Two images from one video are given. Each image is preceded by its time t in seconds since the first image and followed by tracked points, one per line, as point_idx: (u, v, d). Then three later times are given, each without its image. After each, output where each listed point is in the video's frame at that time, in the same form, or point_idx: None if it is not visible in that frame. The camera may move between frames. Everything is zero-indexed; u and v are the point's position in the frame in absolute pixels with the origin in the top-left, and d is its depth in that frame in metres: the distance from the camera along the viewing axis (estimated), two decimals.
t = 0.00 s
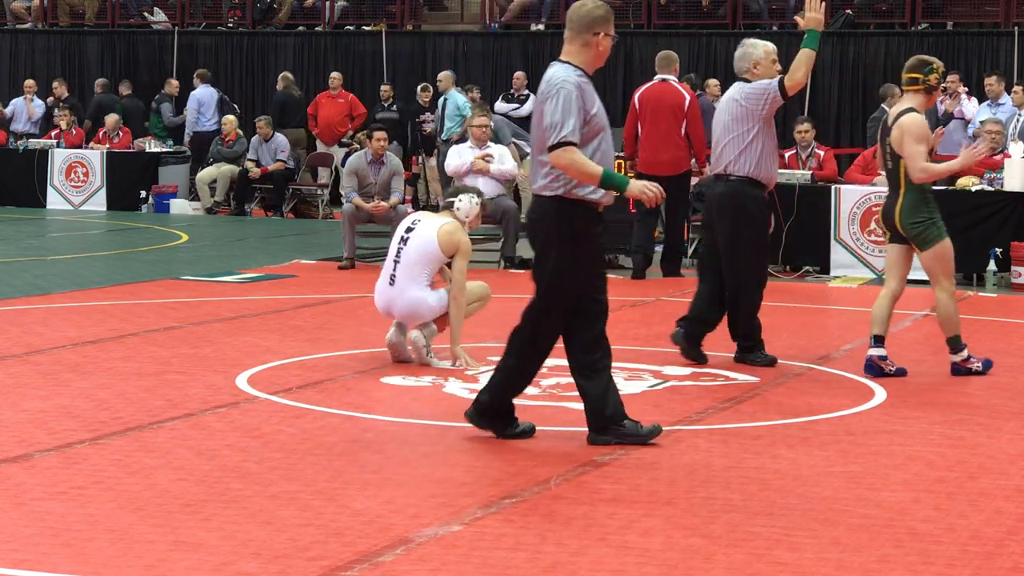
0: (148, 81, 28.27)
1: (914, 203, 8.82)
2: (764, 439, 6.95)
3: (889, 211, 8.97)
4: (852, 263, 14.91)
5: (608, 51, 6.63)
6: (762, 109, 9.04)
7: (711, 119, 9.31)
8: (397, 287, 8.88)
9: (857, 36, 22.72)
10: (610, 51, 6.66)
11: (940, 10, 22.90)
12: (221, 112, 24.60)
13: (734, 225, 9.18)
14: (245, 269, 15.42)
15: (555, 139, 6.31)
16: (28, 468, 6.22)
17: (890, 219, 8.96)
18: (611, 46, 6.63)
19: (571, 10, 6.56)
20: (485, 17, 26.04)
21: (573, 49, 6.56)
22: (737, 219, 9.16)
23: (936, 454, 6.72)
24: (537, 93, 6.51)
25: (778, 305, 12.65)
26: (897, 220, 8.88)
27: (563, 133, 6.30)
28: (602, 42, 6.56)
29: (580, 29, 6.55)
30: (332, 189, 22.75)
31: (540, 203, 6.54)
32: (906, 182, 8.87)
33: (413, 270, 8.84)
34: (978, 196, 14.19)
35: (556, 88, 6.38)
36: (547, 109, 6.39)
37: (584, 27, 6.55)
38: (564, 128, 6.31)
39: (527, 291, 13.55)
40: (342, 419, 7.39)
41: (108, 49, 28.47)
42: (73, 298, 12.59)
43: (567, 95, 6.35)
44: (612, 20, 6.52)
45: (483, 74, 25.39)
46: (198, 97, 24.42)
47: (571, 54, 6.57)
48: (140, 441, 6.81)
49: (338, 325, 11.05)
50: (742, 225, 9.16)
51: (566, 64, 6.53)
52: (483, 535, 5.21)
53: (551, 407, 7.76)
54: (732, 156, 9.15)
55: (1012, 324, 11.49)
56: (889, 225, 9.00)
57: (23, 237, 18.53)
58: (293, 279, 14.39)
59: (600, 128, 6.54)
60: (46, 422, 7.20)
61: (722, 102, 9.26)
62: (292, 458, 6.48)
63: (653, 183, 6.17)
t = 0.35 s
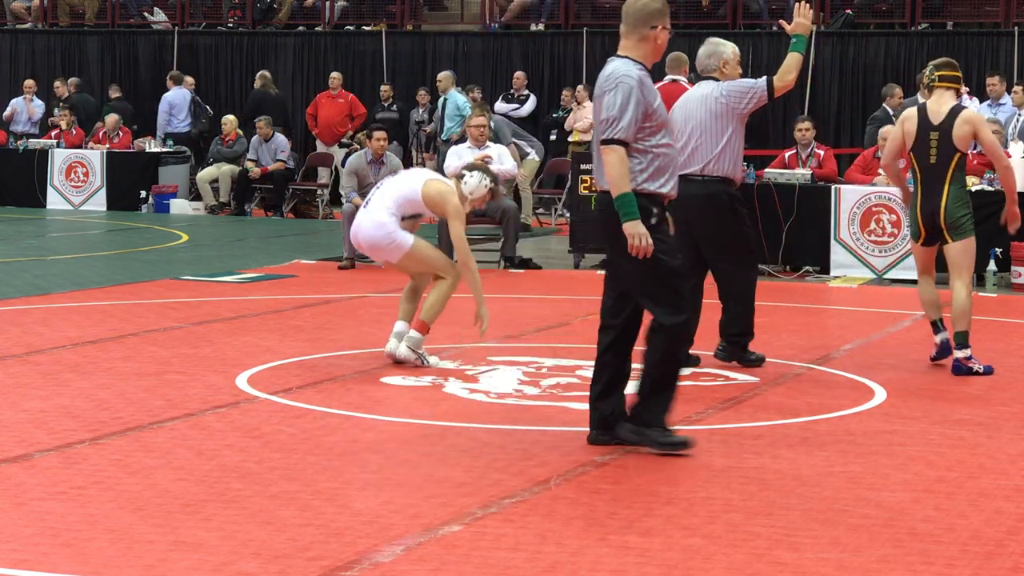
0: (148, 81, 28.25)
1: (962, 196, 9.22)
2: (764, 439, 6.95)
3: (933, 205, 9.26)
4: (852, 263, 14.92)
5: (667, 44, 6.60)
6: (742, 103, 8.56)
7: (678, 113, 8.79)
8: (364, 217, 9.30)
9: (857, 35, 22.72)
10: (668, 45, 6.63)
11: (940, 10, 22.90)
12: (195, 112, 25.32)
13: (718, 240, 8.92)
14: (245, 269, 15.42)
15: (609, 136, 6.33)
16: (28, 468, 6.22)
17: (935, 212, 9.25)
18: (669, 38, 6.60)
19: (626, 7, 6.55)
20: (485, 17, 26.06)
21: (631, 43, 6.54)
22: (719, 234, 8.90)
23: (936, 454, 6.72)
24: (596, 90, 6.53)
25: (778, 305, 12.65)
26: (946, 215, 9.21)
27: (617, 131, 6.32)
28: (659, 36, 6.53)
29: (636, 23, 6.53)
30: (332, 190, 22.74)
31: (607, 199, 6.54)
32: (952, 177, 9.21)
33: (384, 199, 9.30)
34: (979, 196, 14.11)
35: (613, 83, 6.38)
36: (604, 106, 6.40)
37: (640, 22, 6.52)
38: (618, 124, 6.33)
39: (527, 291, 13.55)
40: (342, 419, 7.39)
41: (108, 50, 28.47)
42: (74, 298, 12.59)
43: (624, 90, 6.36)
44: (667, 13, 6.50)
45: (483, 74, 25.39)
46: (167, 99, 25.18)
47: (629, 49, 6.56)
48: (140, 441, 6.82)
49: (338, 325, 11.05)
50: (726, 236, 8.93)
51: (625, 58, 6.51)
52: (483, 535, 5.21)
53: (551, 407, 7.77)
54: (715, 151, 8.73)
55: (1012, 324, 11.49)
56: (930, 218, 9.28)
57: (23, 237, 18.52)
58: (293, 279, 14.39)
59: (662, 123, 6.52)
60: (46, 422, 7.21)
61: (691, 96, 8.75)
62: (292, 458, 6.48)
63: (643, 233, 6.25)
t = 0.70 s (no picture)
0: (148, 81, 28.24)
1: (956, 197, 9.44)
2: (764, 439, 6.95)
3: (938, 203, 9.33)
4: (852, 263, 14.93)
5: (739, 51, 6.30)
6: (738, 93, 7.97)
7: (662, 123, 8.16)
8: (358, 174, 9.33)
9: (857, 36, 22.69)
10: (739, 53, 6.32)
11: (940, 11, 22.92)
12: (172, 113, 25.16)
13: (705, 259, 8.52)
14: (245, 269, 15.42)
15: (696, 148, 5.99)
16: (28, 468, 6.22)
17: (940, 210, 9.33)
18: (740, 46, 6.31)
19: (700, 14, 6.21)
20: (485, 17, 26.07)
21: (706, 50, 6.21)
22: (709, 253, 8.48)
23: (936, 454, 6.72)
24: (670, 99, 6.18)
25: (778, 305, 12.65)
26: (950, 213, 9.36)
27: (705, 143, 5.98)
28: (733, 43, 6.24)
29: (712, 31, 6.20)
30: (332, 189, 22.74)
31: (686, 210, 6.22)
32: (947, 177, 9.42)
33: (376, 153, 9.32)
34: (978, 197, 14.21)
35: (695, 92, 6.03)
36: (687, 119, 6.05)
37: (715, 29, 6.20)
38: (703, 135, 5.98)
39: (526, 291, 13.55)
40: (342, 418, 7.39)
41: (108, 50, 28.47)
42: (74, 298, 12.59)
43: (708, 102, 6.01)
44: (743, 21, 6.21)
45: (483, 73, 25.38)
46: (147, 98, 24.91)
47: (702, 58, 6.23)
48: (140, 441, 6.81)
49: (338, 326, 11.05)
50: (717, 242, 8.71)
51: (700, 67, 6.18)
52: (483, 535, 5.21)
53: (551, 407, 7.76)
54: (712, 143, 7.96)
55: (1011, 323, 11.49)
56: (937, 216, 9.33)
57: (23, 237, 18.52)
58: (293, 279, 14.39)
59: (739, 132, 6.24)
60: (46, 422, 7.21)
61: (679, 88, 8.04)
62: (292, 458, 6.48)
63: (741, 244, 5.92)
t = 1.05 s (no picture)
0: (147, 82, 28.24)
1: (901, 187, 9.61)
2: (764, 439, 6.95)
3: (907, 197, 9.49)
4: (852, 263, 14.90)
5: (815, 44, 6.30)
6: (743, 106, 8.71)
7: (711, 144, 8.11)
8: (327, 172, 9.23)
9: (857, 35, 22.68)
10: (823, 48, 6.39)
11: (940, 11, 22.92)
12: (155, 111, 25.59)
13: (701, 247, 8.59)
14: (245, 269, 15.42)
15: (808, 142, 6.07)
16: (28, 468, 6.22)
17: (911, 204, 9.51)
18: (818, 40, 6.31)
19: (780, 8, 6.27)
20: (485, 17, 26.08)
21: (780, 40, 6.30)
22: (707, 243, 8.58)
23: (936, 454, 6.71)
24: (755, 91, 6.23)
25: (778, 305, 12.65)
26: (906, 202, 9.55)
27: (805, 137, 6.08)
28: (809, 34, 6.26)
29: (788, 22, 6.26)
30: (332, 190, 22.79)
31: (752, 202, 6.31)
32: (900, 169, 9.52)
33: (337, 149, 9.17)
34: (978, 196, 14.22)
35: (781, 84, 6.12)
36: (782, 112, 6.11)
37: (790, 21, 6.25)
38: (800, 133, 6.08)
39: (526, 291, 13.56)
40: (342, 418, 7.39)
41: (108, 50, 28.47)
42: (74, 298, 12.59)
43: (797, 96, 6.08)
44: (822, 12, 6.24)
45: (483, 73, 25.37)
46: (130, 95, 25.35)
47: (780, 50, 6.30)
48: (140, 441, 6.81)
49: (338, 325, 11.05)
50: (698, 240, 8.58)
51: (779, 59, 6.25)
52: (483, 535, 5.21)
53: (551, 407, 7.77)
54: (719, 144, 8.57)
55: (1011, 324, 11.49)
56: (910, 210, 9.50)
57: (23, 237, 18.52)
58: (294, 279, 14.38)
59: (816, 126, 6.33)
60: (47, 422, 7.21)
61: (689, 92, 8.66)
62: (292, 458, 6.48)
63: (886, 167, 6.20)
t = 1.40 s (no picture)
0: (147, 82, 28.25)
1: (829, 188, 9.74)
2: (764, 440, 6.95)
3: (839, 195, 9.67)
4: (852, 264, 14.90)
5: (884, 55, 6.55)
6: (708, 105, 8.45)
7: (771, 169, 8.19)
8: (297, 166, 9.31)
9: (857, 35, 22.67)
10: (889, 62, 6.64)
11: (940, 11, 22.91)
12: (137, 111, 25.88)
13: (679, 248, 8.47)
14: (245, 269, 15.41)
15: (885, 145, 6.22)
16: (28, 468, 6.22)
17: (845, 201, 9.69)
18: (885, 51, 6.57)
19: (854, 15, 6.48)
20: (485, 17, 26.08)
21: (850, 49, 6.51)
22: (686, 244, 8.48)
23: (936, 454, 6.71)
24: (833, 98, 6.37)
25: (778, 305, 12.65)
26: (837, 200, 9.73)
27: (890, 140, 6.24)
28: (881, 45, 6.51)
29: (860, 29, 6.49)
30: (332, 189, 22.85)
31: (833, 208, 6.38)
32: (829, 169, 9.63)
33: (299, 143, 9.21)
34: (978, 196, 14.21)
35: (862, 85, 6.30)
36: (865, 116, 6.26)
37: (863, 29, 6.49)
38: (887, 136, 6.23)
39: (526, 291, 13.56)
40: (342, 418, 7.39)
41: (108, 50, 28.47)
42: (74, 298, 12.59)
43: (880, 100, 6.25)
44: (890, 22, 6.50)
45: (483, 73, 25.37)
46: (110, 99, 25.47)
47: (852, 58, 6.51)
48: (140, 441, 6.81)
49: (339, 326, 11.06)
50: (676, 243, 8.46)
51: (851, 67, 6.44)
52: (483, 535, 5.21)
53: (551, 407, 7.76)
54: (689, 147, 8.36)
55: (1011, 324, 11.49)
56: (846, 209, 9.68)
57: (22, 237, 18.52)
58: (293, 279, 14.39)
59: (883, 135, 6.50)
60: (46, 422, 7.21)
61: (656, 94, 8.39)
62: (292, 458, 6.48)
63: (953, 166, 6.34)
